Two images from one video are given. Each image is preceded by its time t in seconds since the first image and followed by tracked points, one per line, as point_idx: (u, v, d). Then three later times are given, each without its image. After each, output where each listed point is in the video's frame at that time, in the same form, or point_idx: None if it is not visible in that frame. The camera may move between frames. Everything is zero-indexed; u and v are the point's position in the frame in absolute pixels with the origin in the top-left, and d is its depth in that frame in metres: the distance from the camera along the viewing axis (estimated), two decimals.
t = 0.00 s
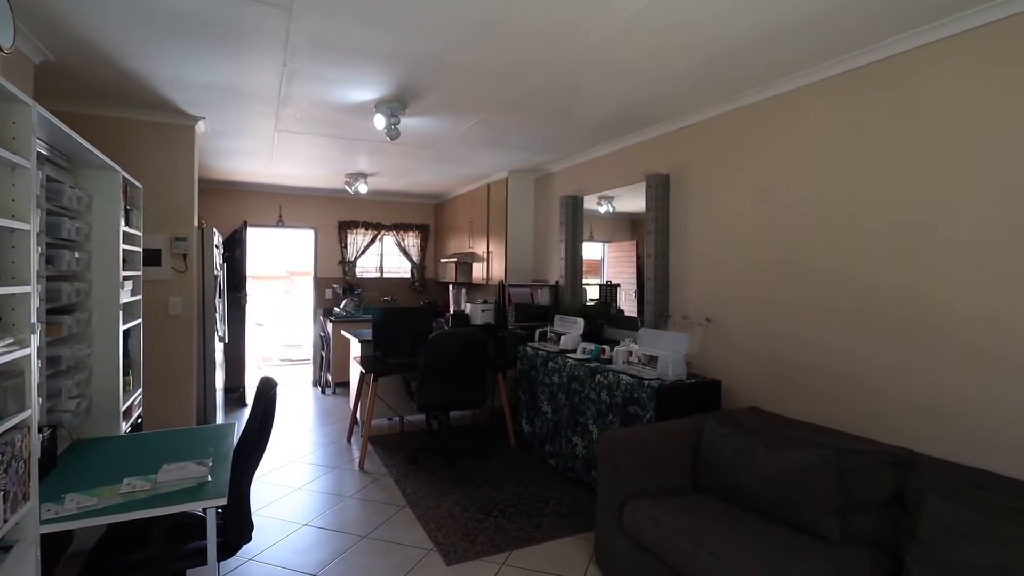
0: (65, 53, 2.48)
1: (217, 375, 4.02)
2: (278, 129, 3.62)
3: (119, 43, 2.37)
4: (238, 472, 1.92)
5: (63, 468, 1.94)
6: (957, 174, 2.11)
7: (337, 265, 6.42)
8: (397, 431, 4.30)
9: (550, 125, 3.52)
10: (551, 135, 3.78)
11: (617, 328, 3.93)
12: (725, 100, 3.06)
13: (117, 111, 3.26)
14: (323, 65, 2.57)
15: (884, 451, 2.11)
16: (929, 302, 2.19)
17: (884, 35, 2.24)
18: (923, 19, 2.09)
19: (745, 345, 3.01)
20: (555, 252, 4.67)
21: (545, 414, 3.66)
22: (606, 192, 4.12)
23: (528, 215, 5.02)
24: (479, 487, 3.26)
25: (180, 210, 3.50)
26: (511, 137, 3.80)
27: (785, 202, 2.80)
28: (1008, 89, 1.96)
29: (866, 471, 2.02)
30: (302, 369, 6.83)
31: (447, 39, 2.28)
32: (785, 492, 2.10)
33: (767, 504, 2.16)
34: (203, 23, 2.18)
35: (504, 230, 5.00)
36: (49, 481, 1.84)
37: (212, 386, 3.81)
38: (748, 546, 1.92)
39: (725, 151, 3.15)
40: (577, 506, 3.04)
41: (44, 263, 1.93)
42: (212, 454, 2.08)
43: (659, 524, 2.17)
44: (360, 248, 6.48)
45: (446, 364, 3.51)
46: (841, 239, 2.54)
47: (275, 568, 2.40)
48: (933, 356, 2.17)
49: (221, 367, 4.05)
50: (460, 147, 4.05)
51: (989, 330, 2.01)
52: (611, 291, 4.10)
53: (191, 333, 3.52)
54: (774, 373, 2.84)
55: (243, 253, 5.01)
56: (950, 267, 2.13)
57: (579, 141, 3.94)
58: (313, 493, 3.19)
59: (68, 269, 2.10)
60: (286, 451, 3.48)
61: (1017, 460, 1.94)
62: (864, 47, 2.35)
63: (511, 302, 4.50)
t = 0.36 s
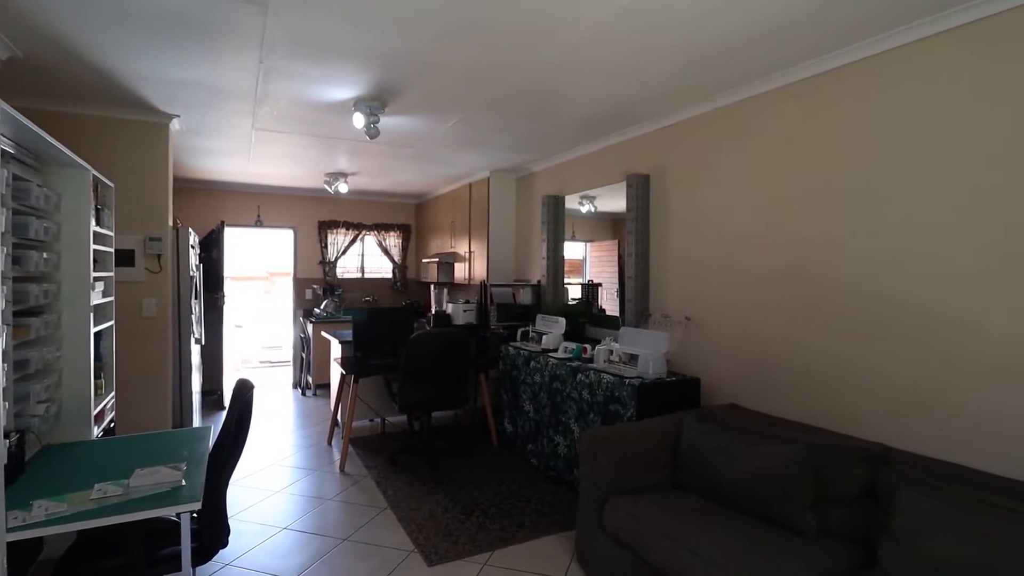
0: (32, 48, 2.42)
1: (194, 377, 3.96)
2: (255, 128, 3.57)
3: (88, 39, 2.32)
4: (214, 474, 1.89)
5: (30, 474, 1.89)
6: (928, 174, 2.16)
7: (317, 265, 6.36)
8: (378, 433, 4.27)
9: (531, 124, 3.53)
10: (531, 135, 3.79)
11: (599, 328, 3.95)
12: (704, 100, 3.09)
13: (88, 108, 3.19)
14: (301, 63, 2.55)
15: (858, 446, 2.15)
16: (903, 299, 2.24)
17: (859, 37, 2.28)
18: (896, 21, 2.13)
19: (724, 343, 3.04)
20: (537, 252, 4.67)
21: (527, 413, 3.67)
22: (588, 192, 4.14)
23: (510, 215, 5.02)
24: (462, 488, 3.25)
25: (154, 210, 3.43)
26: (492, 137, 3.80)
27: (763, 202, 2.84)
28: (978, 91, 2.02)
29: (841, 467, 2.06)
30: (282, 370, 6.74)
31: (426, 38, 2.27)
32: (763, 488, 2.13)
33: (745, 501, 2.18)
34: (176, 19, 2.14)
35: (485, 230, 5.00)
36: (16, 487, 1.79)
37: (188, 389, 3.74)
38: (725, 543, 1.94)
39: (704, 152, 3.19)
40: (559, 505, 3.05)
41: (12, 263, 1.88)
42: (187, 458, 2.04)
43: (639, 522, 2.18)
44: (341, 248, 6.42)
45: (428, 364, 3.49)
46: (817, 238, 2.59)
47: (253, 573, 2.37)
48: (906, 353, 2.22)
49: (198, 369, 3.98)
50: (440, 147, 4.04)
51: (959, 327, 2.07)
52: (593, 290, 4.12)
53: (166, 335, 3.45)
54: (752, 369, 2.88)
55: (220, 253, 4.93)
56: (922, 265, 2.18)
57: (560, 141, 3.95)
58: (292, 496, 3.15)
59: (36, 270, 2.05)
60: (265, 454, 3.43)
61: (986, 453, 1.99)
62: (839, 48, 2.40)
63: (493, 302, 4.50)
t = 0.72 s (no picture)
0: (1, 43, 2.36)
1: (172, 380, 3.89)
2: (233, 126, 3.52)
3: (58, 34, 2.27)
4: (192, 478, 1.86)
5: None
6: (904, 174, 2.21)
7: (298, 265, 6.29)
8: (361, 434, 4.24)
9: (513, 124, 3.53)
10: (514, 135, 3.79)
11: (583, 327, 3.97)
12: (687, 100, 3.11)
13: (60, 104, 3.11)
14: (280, 61, 2.52)
15: (835, 442, 2.18)
16: (880, 298, 2.28)
17: (836, 40, 2.33)
18: (872, 25, 2.18)
19: (705, 342, 3.07)
20: (521, 252, 4.68)
21: (511, 413, 3.67)
22: (571, 192, 4.15)
23: (493, 214, 5.01)
24: (445, 488, 3.24)
25: (129, 209, 3.36)
26: (474, 137, 3.79)
27: (744, 201, 2.87)
28: (950, 94, 2.06)
29: (819, 463, 2.09)
30: (263, 372, 6.66)
31: (408, 37, 2.26)
32: (743, 485, 2.15)
33: (725, 497, 2.21)
34: (151, 15, 2.10)
35: (468, 230, 4.99)
36: None
37: (166, 391, 3.68)
38: (706, 540, 1.95)
39: (686, 152, 3.21)
40: (543, 504, 3.05)
41: None
42: (163, 462, 2.00)
43: (621, 520, 2.19)
44: (323, 248, 6.36)
45: (411, 365, 3.48)
46: (796, 238, 2.63)
47: None
48: (883, 350, 2.26)
49: (175, 371, 3.91)
50: (422, 146, 4.02)
51: (934, 325, 2.11)
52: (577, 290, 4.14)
53: (142, 336, 3.39)
54: (733, 367, 2.92)
55: (198, 253, 4.86)
56: (898, 264, 2.22)
57: (543, 141, 3.96)
58: (273, 499, 3.11)
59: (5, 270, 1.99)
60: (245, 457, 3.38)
61: (960, 448, 2.04)
62: (817, 50, 2.43)
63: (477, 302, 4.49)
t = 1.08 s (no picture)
0: None
1: (149, 381, 3.81)
2: (212, 123, 3.46)
3: (29, 27, 2.21)
4: (168, 481, 1.82)
5: None
6: (883, 175, 2.25)
7: (280, 265, 6.21)
8: (343, 435, 4.20)
9: (498, 123, 3.52)
10: (498, 134, 3.79)
11: (567, 326, 3.98)
12: (670, 100, 3.13)
13: (32, 99, 3.04)
14: (260, 57, 2.48)
15: (815, 439, 2.21)
16: (860, 297, 2.32)
17: (816, 42, 2.36)
18: (852, 27, 2.21)
19: (688, 341, 3.10)
20: (505, 251, 4.68)
21: (495, 413, 3.66)
22: (556, 192, 4.15)
23: (478, 213, 5.00)
24: (429, 489, 3.22)
25: (104, 207, 3.29)
26: (458, 135, 3.77)
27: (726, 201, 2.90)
28: (927, 96, 2.10)
29: (799, 460, 2.11)
30: (244, 374, 6.57)
31: (390, 34, 2.25)
32: (724, 483, 2.17)
33: (707, 494, 2.22)
34: (126, 9, 2.06)
35: (452, 229, 4.97)
36: None
37: (143, 393, 3.60)
38: (689, 538, 1.96)
39: (669, 152, 3.23)
40: (526, 504, 3.05)
41: None
42: (137, 465, 1.95)
43: (604, 519, 2.19)
44: (305, 248, 6.29)
45: (394, 365, 3.45)
46: (777, 237, 2.66)
47: None
48: (862, 348, 2.30)
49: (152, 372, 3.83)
50: (406, 145, 4.00)
51: (912, 323, 2.15)
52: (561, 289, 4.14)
53: (119, 337, 3.32)
54: (716, 366, 2.94)
55: (177, 252, 4.77)
56: (877, 264, 2.26)
57: (527, 140, 3.96)
58: (253, 502, 3.06)
59: None
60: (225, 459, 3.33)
61: (936, 444, 2.08)
62: (799, 51, 2.46)
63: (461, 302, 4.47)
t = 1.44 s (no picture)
0: None
1: (127, 382, 3.74)
2: (191, 120, 3.41)
3: None
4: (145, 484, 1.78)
5: None
6: (862, 175, 2.28)
7: (262, 265, 6.14)
8: (327, 437, 4.15)
9: (482, 122, 3.51)
10: (483, 134, 3.78)
11: (551, 326, 3.99)
12: (655, 100, 3.15)
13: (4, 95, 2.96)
14: (240, 54, 2.45)
15: (796, 437, 2.24)
16: (840, 295, 2.36)
17: (799, 43, 2.39)
18: (833, 28, 2.24)
19: (672, 340, 3.12)
20: (490, 251, 4.67)
21: (480, 413, 3.65)
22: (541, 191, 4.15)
23: (462, 213, 4.99)
24: (413, 490, 3.20)
25: (79, 205, 3.22)
26: (442, 134, 3.76)
27: (710, 201, 2.92)
28: (907, 97, 2.14)
29: (781, 457, 2.13)
30: (225, 375, 6.48)
31: (371, 31, 2.23)
32: (707, 481, 2.19)
33: (690, 491, 2.24)
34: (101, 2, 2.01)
35: (437, 229, 4.95)
36: None
37: (121, 394, 3.54)
38: (672, 535, 1.97)
39: (654, 152, 3.25)
40: (511, 504, 3.04)
41: None
42: (113, 469, 1.91)
43: (588, 517, 2.19)
44: (288, 247, 6.23)
45: (378, 366, 3.42)
46: (760, 237, 2.69)
47: None
48: (844, 346, 2.33)
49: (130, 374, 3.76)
50: (389, 144, 3.98)
51: (891, 321, 2.19)
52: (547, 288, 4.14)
53: (95, 337, 3.25)
54: (700, 364, 2.96)
55: (155, 251, 4.69)
56: (858, 263, 2.29)
57: (512, 139, 3.95)
58: (234, 505, 3.02)
59: None
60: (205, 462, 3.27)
61: (914, 440, 2.12)
62: (782, 52, 2.49)
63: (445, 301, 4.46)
